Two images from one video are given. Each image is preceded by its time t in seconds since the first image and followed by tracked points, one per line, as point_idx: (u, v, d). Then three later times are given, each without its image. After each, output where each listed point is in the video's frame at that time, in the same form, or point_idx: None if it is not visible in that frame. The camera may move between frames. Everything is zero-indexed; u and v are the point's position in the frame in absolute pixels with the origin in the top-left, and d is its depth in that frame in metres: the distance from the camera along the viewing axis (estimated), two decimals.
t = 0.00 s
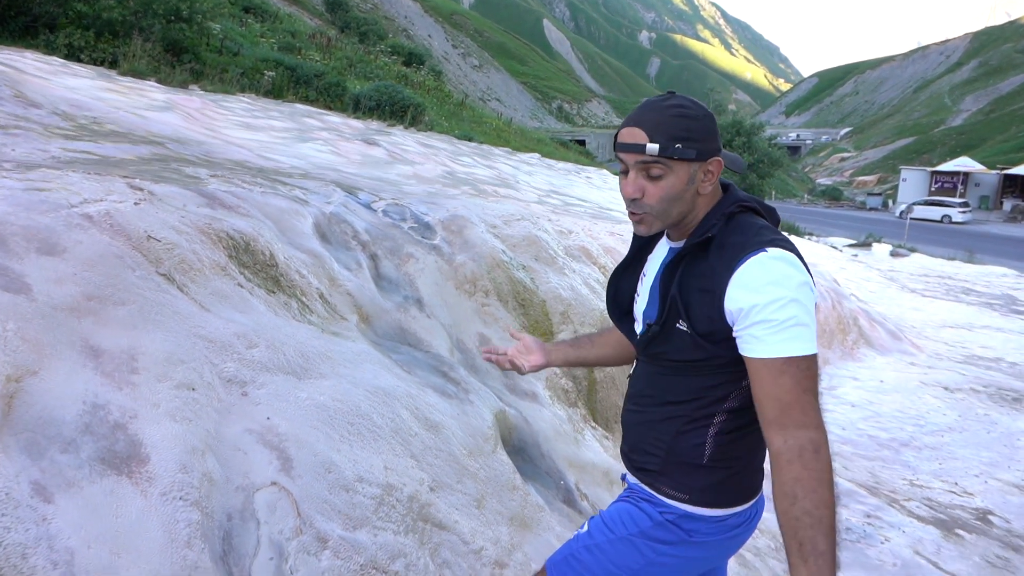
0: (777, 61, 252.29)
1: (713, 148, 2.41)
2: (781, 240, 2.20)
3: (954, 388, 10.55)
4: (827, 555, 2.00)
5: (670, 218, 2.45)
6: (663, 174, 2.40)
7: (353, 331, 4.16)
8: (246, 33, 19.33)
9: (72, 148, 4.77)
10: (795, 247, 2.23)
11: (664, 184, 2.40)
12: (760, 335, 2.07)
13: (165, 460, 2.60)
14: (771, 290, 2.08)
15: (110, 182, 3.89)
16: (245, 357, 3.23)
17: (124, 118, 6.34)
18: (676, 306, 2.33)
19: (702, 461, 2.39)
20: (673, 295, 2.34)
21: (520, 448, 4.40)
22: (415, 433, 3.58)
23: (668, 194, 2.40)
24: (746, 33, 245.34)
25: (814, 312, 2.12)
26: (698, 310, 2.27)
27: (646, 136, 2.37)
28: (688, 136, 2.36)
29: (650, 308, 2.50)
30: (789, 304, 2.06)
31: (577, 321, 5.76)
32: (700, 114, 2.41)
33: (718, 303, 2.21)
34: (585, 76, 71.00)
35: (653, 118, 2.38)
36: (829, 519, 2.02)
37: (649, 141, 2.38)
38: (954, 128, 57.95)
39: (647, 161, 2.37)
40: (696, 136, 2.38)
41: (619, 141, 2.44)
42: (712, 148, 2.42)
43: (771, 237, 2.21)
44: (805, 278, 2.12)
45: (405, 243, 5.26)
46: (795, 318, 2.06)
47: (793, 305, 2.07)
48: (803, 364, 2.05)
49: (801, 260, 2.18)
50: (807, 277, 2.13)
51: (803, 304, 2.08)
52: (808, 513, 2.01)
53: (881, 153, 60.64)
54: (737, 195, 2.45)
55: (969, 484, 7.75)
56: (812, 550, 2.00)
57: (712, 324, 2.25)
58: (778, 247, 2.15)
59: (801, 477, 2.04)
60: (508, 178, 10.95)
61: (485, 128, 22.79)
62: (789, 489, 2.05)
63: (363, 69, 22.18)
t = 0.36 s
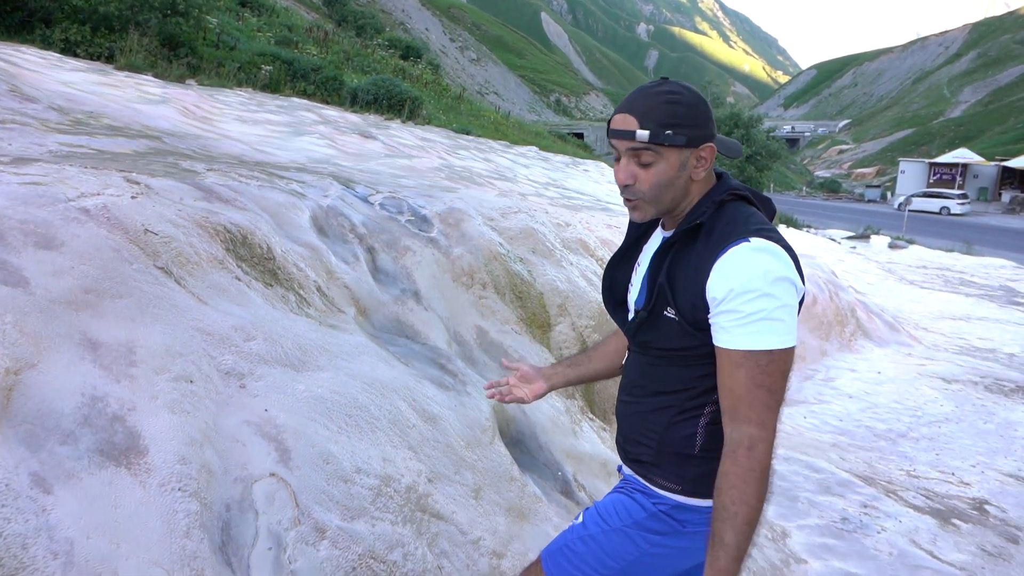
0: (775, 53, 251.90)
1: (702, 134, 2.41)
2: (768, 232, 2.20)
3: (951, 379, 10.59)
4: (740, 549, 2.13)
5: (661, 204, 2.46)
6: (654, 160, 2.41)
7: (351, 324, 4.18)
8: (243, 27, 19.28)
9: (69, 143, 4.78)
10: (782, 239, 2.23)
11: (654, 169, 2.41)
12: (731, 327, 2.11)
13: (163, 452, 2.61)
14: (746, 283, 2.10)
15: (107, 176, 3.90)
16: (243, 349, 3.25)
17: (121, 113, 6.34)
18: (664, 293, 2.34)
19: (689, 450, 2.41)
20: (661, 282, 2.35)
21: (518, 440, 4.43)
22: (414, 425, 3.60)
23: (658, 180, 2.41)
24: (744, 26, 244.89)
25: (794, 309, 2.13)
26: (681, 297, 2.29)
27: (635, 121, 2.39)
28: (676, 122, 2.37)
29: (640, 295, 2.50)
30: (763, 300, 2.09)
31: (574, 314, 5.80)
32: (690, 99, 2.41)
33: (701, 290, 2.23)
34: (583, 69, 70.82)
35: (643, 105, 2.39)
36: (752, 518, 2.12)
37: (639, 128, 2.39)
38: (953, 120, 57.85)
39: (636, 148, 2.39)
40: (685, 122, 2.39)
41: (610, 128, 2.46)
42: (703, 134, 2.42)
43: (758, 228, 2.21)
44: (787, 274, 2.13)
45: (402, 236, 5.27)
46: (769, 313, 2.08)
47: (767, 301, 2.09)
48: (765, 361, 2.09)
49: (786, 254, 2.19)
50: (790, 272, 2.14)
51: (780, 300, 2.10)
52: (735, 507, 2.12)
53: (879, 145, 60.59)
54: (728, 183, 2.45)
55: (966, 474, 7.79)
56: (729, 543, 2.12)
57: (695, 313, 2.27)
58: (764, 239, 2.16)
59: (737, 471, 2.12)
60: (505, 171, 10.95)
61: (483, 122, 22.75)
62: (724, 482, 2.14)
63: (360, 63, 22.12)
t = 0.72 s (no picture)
0: (776, 50, 251.67)
1: (625, 139, 2.27)
2: (724, 233, 2.11)
3: (952, 375, 10.60)
4: (706, 559, 2.06)
5: (599, 209, 2.39)
6: (578, 168, 2.34)
7: (354, 321, 4.20)
8: (244, 24, 19.27)
9: (71, 140, 4.78)
10: (741, 239, 2.13)
11: (579, 177, 2.35)
12: (689, 334, 2.03)
13: (168, 447, 2.62)
14: (699, 289, 2.02)
15: (111, 173, 3.90)
16: (246, 345, 3.26)
17: (123, 110, 6.35)
18: (629, 302, 2.25)
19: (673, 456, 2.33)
20: (624, 292, 2.27)
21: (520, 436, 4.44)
22: (416, 421, 3.62)
23: (582, 187, 2.35)
24: (745, 22, 244.55)
25: (753, 311, 2.03)
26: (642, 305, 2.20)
27: (560, 129, 2.35)
28: (589, 130, 2.27)
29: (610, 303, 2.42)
30: (717, 305, 2.00)
31: (575, 310, 5.82)
32: (613, 103, 2.27)
33: (659, 297, 2.14)
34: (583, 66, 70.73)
35: (569, 112, 2.33)
36: (715, 527, 2.05)
37: (563, 135, 2.35)
38: (954, 116, 57.83)
39: (560, 156, 2.36)
40: (603, 129, 2.27)
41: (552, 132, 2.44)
42: (628, 139, 2.27)
43: (713, 230, 2.12)
44: (744, 276, 2.03)
45: (405, 233, 5.28)
46: (725, 318, 1.99)
47: (722, 305, 2.00)
48: (727, 367, 2.00)
49: (745, 255, 2.08)
50: (748, 273, 2.04)
51: (736, 303, 2.00)
52: (699, 516, 2.04)
53: (880, 142, 60.54)
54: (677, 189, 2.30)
55: (967, 470, 7.79)
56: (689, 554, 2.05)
57: (659, 321, 2.17)
58: (718, 242, 2.07)
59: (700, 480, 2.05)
60: (506, 168, 10.95)
61: (484, 119, 22.75)
62: (686, 492, 2.08)
63: (361, 60, 22.12)
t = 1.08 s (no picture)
0: (777, 50, 251.49)
1: (480, 205, 2.17)
2: (595, 248, 2.08)
3: (954, 375, 10.58)
4: (674, 549, 2.11)
5: (475, 275, 2.29)
6: (443, 239, 2.25)
7: (357, 319, 4.19)
8: (246, 22, 19.23)
9: (74, 137, 4.77)
10: (612, 244, 2.10)
11: (446, 249, 2.26)
12: (604, 353, 2.01)
13: (171, 444, 2.62)
14: (594, 312, 1.99)
15: (113, 170, 3.89)
16: (249, 342, 3.25)
17: (126, 107, 6.34)
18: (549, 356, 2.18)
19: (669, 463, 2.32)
20: (537, 348, 2.19)
21: (523, 435, 4.44)
22: (419, 419, 3.62)
23: (452, 256, 2.25)
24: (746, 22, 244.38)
25: (650, 304, 2.00)
26: (554, 347, 2.14)
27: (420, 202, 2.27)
28: (442, 201, 2.18)
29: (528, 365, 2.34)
30: (613, 317, 1.97)
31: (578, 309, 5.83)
32: (464, 173, 2.18)
33: (563, 334, 2.09)
34: (585, 65, 70.65)
35: (425, 185, 2.25)
36: (694, 509, 2.07)
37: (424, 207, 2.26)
38: (956, 117, 57.79)
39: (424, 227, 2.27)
40: (455, 198, 2.17)
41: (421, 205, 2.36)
42: (481, 204, 2.18)
43: (586, 250, 2.09)
44: (626, 275, 2.01)
45: (407, 232, 5.29)
46: (625, 324, 1.97)
47: (617, 314, 1.97)
48: (654, 365, 1.99)
49: (620, 256, 2.05)
50: (629, 273, 2.01)
51: (629, 305, 1.98)
52: (664, 512, 2.08)
53: (882, 142, 60.49)
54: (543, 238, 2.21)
55: (969, 470, 7.79)
56: (656, 546, 2.12)
57: (579, 355, 2.12)
58: (591, 259, 2.04)
59: (659, 476, 2.08)
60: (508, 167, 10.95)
61: (486, 118, 22.71)
62: (658, 493, 2.09)
63: (362, 59, 22.08)
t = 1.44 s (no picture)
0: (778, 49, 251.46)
1: (430, 242, 2.22)
2: (546, 261, 2.12)
3: (956, 375, 10.57)
4: (704, 533, 2.15)
5: (441, 308, 2.32)
6: (402, 282, 2.28)
7: (361, 315, 4.18)
8: (247, 19, 19.17)
9: (77, 130, 4.75)
10: (562, 253, 2.14)
11: (408, 291, 2.29)
12: (577, 359, 2.04)
13: (177, 439, 2.59)
14: (558, 321, 2.02)
15: (117, 163, 3.87)
16: (255, 337, 3.23)
17: (129, 102, 6.31)
18: (524, 373, 2.20)
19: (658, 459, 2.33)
20: (511, 370, 2.22)
21: (527, 431, 4.44)
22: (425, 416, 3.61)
23: (415, 296, 2.28)
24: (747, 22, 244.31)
25: (612, 299, 2.03)
26: (525, 364, 2.18)
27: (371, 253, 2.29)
28: (393, 246, 2.21)
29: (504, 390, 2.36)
30: (578, 322, 2.00)
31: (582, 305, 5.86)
32: (407, 215, 2.22)
33: (534, 348, 2.12)
34: (585, 64, 70.56)
35: (372, 236, 2.28)
36: (710, 487, 2.11)
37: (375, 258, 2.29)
38: (957, 117, 57.76)
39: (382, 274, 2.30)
40: (404, 241, 2.21)
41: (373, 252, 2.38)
42: (430, 241, 2.22)
43: (538, 264, 2.13)
44: (582, 277, 2.05)
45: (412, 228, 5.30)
46: (592, 325, 2.00)
47: (582, 317, 2.00)
48: (632, 360, 2.02)
49: (572, 262, 2.10)
50: (583, 274, 2.06)
51: (591, 305, 2.01)
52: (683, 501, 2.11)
53: (882, 142, 60.45)
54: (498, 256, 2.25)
55: (971, 469, 7.78)
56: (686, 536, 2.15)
57: (553, 365, 2.15)
58: (543, 273, 2.08)
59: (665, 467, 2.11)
60: (511, 164, 10.92)
61: (486, 116, 22.66)
62: (670, 486, 2.13)
63: (363, 56, 22.04)
